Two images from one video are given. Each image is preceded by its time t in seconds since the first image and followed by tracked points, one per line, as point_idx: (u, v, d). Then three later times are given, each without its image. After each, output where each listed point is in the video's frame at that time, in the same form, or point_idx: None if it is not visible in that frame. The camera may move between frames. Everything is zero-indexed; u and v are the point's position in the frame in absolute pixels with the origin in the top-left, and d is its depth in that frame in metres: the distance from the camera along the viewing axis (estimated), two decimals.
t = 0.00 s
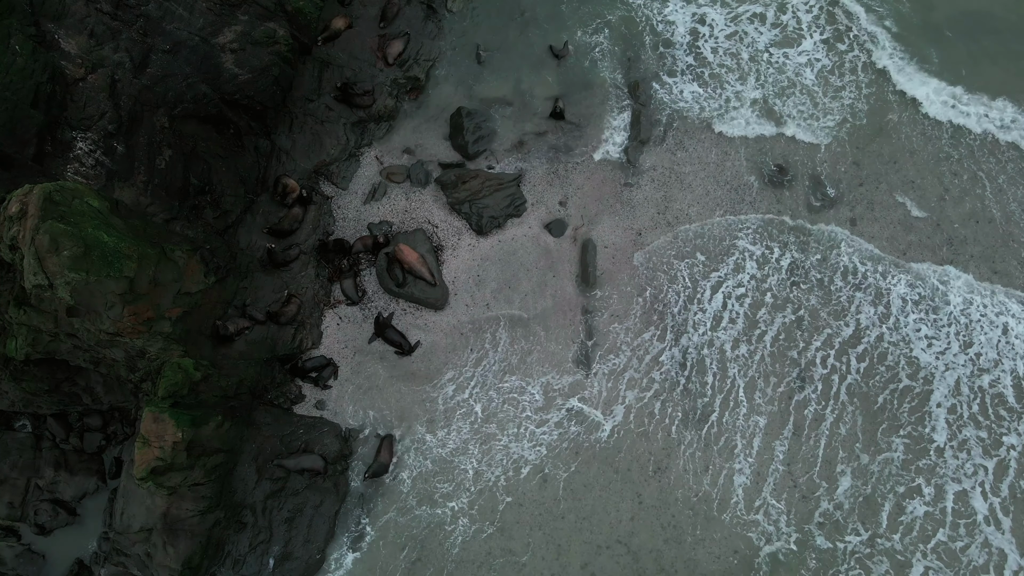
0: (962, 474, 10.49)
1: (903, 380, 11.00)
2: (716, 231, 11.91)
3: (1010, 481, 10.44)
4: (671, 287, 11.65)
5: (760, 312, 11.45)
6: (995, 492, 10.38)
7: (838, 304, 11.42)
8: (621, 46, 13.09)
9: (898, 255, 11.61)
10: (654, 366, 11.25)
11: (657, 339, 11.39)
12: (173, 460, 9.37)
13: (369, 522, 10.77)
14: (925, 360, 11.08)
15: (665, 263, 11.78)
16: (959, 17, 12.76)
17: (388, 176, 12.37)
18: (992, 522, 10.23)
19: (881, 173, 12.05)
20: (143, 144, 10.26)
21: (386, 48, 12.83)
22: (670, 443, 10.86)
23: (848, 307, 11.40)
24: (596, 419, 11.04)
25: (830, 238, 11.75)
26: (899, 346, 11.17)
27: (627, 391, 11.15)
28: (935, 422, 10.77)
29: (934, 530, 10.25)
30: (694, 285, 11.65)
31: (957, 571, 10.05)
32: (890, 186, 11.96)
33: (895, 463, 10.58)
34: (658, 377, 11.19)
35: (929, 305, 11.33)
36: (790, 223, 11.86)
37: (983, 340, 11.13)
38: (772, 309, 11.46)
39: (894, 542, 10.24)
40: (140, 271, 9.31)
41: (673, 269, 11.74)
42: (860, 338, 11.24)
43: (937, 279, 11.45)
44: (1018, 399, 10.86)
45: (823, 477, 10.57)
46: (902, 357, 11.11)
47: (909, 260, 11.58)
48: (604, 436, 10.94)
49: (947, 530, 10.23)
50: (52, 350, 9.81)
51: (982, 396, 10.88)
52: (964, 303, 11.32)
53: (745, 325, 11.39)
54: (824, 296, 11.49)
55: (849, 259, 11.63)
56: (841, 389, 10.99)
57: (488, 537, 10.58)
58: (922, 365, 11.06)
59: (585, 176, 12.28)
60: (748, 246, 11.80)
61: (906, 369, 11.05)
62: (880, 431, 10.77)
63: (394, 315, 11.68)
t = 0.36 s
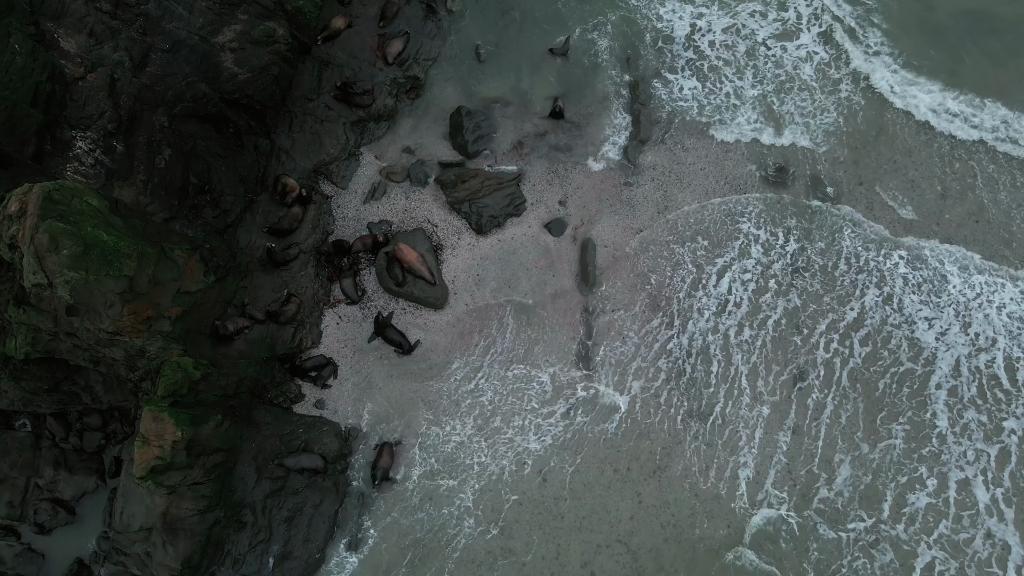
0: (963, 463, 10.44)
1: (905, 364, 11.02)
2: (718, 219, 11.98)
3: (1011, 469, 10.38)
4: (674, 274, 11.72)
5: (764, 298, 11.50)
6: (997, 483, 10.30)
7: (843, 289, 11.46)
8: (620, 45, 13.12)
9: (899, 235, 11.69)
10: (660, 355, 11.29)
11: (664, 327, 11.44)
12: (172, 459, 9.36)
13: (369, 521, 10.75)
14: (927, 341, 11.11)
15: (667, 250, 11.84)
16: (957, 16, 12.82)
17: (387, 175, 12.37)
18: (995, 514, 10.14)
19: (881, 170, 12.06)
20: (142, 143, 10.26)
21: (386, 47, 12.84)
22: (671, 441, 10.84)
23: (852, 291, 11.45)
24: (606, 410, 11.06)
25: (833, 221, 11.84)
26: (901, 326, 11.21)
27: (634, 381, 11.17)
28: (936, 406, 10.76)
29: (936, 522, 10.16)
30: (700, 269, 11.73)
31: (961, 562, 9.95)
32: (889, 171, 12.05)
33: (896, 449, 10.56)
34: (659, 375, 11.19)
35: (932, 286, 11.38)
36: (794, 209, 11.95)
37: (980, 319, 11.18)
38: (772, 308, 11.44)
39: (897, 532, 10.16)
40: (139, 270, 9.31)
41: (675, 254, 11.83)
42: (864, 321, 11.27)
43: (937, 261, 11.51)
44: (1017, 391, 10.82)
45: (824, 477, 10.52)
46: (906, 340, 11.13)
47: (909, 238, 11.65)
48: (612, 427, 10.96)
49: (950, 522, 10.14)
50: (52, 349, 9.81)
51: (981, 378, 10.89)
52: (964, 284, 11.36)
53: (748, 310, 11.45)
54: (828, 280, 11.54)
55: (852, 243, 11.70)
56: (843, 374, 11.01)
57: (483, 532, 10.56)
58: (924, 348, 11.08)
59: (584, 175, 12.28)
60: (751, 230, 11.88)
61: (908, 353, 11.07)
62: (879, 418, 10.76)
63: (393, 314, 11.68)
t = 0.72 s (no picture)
0: (964, 452, 10.45)
1: (907, 347, 11.07)
2: (720, 205, 12.06)
3: (1011, 459, 10.39)
4: (677, 261, 11.80)
5: (767, 283, 11.59)
6: (999, 473, 10.31)
7: (847, 274, 11.55)
8: (619, 45, 13.16)
9: (899, 224, 11.76)
10: (667, 344, 11.35)
11: (670, 315, 11.50)
12: (172, 458, 9.37)
13: (369, 521, 10.74)
14: (927, 323, 11.18)
15: (669, 242, 11.90)
16: (956, 16, 12.88)
17: (387, 175, 12.39)
18: (996, 505, 10.14)
19: (883, 168, 12.08)
20: (142, 143, 10.26)
21: (386, 47, 12.87)
22: (671, 440, 10.85)
23: (854, 274, 11.54)
24: (615, 401, 11.11)
25: (834, 204, 11.94)
26: (903, 308, 11.29)
27: (640, 371, 11.23)
28: (935, 392, 10.80)
29: (939, 512, 10.15)
30: (707, 258, 11.80)
31: (966, 553, 9.94)
32: (889, 158, 12.14)
33: (896, 436, 10.59)
34: (659, 373, 11.21)
35: (932, 269, 11.48)
36: (796, 194, 12.04)
37: (974, 300, 11.28)
38: (772, 307, 11.44)
39: (900, 521, 10.16)
40: (139, 270, 9.32)
41: (678, 240, 11.91)
42: (866, 304, 11.35)
43: (937, 244, 11.62)
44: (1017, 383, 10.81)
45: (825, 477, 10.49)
46: (907, 322, 11.21)
47: (908, 221, 11.77)
48: (620, 419, 11.01)
49: (952, 514, 10.12)
50: (52, 348, 9.81)
51: (978, 359, 10.95)
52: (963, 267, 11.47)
53: (752, 295, 11.54)
54: (829, 265, 11.63)
55: (854, 228, 11.80)
56: (844, 359, 11.06)
57: (484, 529, 10.58)
58: (925, 331, 11.15)
59: (584, 176, 12.30)
60: (754, 215, 11.97)
61: (908, 336, 11.13)
62: (878, 405, 10.79)
63: (393, 314, 11.69)
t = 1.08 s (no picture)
0: (966, 441, 10.50)
1: (907, 334, 11.13)
2: (723, 196, 12.12)
3: (1011, 450, 10.43)
4: (678, 253, 11.85)
5: (771, 270, 11.66)
6: (1000, 464, 10.36)
7: (849, 259, 11.63)
8: (619, 45, 13.17)
9: (897, 224, 11.78)
10: (674, 333, 11.41)
11: (675, 304, 11.57)
12: (172, 457, 9.36)
13: (369, 522, 10.73)
14: (927, 306, 11.27)
15: (669, 240, 11.91)
16: (957, 16, 12.92)
17: (386, 174, 12.39)
18: (998, 498, 10.17)
19: (880, 163, 12.13)
20: (142, 142, 10.26)
21: (385, 47, 12.87)
22: (671, 439, 10.84)
23: (855, 256, 11.64)
24: (622, 393, 11.14)
25: (836, 187, 12.05)
26: (904, 291, 11.38)
27: (641, 371, 11.23)
28: (935, 376, 10.87)
29: (942, 503, 10.19)
30: (711, 252, 11.83)
31: (972, 544, 9.98)
32: (889, 145, 12.20)
33: (897, 429, 10.62)
34: (659, 373, 11.21)
35: (931, 250, 11.59)
36: (797, 190, 12.08)
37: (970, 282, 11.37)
38: (772, 307, 11.45)
39: (900, 521, 10.17)
40: (139, 269, 9.32)
41: (678, 229, 11.98)
42: (867, 289, 11.45)
43: (936, 227, 11.71)
44: (1016, 378, 10.82)
45: (825, 477, 10.49)
46: (909, 305, 11.30)
47: (908, 204, 11.86)
48: (629, 411, 11.04)
49: (951, 512, 10.14)
50: (52, 348, 9.80)
51: (976, 341, 11.03)
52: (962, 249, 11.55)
53: (753, 291, 11.55)
54: (832, 252, 11.71)
55: (855, 212, 11.90)
56: (844, 346, 11.14)
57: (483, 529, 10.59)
58: (924, 312, 11.24)
59: (583, 176, 12.30)
60: (756, 200, 12.06)
61: (909, 319, 11.21)
62: (878, 404, 10.79)
63: (392, 313, 11.70)
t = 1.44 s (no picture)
0: (967, 432, 10.57)
1: (905, 329, 11.15)
2: (725, 192, 12.15)
3: (1011, 442, 10.51)
4: (678, 252, 11.85)
5: (771, 270, 11.64)
6: (1000, 457, 10.44)
7: (849, 246, 11.70)
8: (620, 45, 13.16)
9: (896, 224, 11.78)
10: (674, 334, 11.39)
11: (675, 300, 11.58)
12: (170, 458, 9.36)
13: (369, 523, 10.71)
14: (927, 292, 11.36)
15: (668, 240, 11.91)
16: (958, 17, 12.91)
17: (386, 174, 12.38)
18: (1000, 492, 10.24)
19: (879, 161, 12.15)
20: (140, 142, 10.25)
21: (385, 47, 12.86)
22: (670, 439, 10.84)
23: (855, 243, 11.72)
24: (622, 393, 11.13)
25: (836, 173, 12.12)
26: (904, 277, 11.46)
27: (640, 372, 11.22)
28: (934, 362, 10.97)
29: (946, 495, 10.26)
30: (712, 248, 11.84)
31: (976, 536, 10.06)
32: (888, 139, 12.23)
33: (897, 430, 10.62)
34: (659, 373, 11.20)
35: (929, 234, 11.69)
36: (796, 190, 12.08)
37: (965, 269, 11.45)
38: (771, 307, 11.44)
39: (899, 522, 10.18)
40: (138, 269, 9.30)
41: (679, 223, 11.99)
42: (869, 275, 11.52)
43: (932, 210, 11.82)
44: (1016, 375, 10.86)
45: (825, 478, 10.48)
46: (909, 291, 11.38)
47: (904, 189, 11.97)
48: (634, 407, 11.04)
49: (950, 511, 10.18)
50: (51, 348, 9.79)
51: (971, 322, 11.16)
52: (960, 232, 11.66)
53: (753, 291, 11.55)
54: (835, 241, 11.76)
55: (855, 199, 11.97)
56: (844, 333, 11.22)
57: (483, 529, 10.59)
58: (924, 296, 11.34)
59: (583, 176, 12.29)
60: (758, 187, 12.14)
61: (909, 304, 11.31)
62: (878, 405, 10.80)
63: (392, 313, 11.69)
